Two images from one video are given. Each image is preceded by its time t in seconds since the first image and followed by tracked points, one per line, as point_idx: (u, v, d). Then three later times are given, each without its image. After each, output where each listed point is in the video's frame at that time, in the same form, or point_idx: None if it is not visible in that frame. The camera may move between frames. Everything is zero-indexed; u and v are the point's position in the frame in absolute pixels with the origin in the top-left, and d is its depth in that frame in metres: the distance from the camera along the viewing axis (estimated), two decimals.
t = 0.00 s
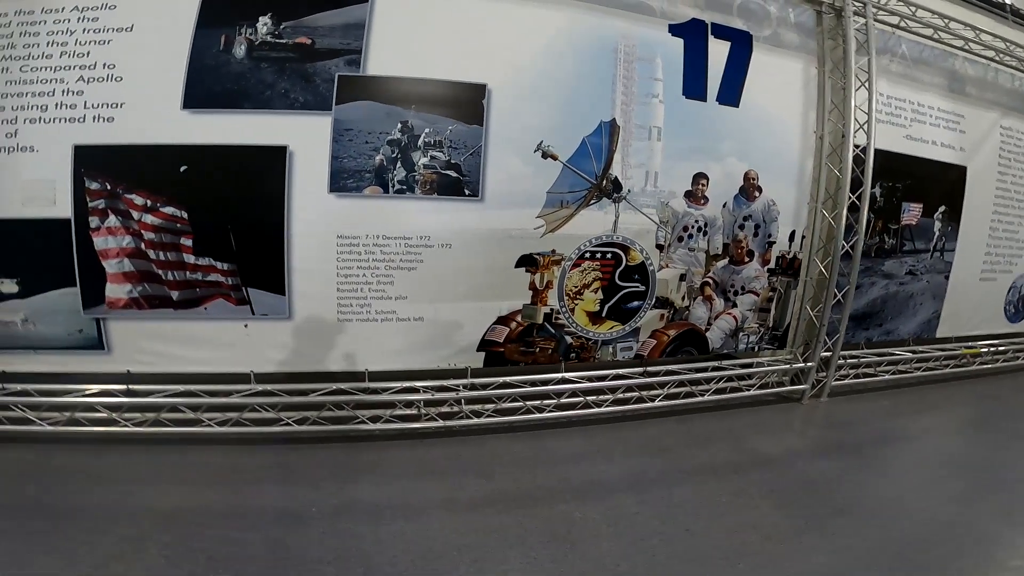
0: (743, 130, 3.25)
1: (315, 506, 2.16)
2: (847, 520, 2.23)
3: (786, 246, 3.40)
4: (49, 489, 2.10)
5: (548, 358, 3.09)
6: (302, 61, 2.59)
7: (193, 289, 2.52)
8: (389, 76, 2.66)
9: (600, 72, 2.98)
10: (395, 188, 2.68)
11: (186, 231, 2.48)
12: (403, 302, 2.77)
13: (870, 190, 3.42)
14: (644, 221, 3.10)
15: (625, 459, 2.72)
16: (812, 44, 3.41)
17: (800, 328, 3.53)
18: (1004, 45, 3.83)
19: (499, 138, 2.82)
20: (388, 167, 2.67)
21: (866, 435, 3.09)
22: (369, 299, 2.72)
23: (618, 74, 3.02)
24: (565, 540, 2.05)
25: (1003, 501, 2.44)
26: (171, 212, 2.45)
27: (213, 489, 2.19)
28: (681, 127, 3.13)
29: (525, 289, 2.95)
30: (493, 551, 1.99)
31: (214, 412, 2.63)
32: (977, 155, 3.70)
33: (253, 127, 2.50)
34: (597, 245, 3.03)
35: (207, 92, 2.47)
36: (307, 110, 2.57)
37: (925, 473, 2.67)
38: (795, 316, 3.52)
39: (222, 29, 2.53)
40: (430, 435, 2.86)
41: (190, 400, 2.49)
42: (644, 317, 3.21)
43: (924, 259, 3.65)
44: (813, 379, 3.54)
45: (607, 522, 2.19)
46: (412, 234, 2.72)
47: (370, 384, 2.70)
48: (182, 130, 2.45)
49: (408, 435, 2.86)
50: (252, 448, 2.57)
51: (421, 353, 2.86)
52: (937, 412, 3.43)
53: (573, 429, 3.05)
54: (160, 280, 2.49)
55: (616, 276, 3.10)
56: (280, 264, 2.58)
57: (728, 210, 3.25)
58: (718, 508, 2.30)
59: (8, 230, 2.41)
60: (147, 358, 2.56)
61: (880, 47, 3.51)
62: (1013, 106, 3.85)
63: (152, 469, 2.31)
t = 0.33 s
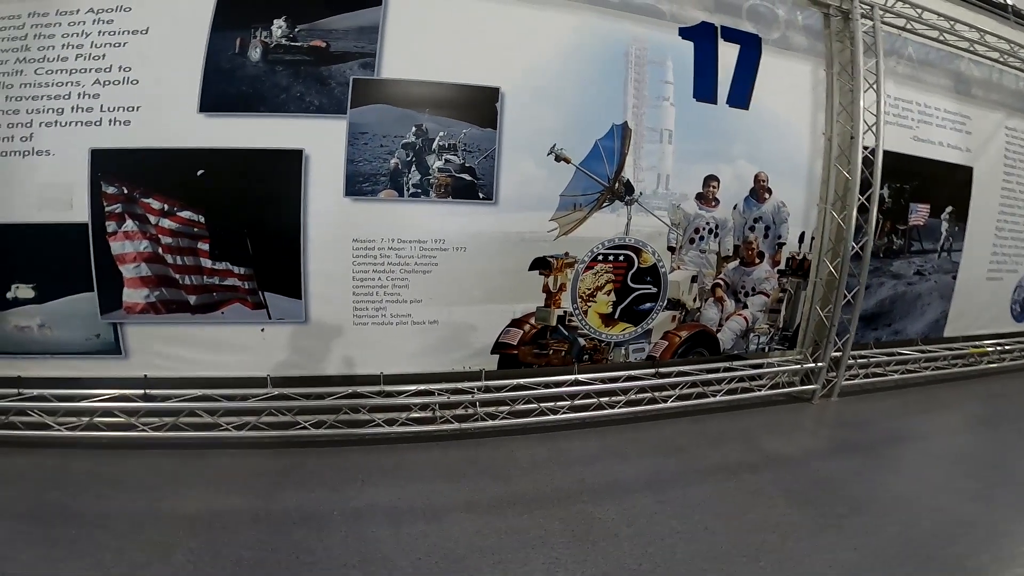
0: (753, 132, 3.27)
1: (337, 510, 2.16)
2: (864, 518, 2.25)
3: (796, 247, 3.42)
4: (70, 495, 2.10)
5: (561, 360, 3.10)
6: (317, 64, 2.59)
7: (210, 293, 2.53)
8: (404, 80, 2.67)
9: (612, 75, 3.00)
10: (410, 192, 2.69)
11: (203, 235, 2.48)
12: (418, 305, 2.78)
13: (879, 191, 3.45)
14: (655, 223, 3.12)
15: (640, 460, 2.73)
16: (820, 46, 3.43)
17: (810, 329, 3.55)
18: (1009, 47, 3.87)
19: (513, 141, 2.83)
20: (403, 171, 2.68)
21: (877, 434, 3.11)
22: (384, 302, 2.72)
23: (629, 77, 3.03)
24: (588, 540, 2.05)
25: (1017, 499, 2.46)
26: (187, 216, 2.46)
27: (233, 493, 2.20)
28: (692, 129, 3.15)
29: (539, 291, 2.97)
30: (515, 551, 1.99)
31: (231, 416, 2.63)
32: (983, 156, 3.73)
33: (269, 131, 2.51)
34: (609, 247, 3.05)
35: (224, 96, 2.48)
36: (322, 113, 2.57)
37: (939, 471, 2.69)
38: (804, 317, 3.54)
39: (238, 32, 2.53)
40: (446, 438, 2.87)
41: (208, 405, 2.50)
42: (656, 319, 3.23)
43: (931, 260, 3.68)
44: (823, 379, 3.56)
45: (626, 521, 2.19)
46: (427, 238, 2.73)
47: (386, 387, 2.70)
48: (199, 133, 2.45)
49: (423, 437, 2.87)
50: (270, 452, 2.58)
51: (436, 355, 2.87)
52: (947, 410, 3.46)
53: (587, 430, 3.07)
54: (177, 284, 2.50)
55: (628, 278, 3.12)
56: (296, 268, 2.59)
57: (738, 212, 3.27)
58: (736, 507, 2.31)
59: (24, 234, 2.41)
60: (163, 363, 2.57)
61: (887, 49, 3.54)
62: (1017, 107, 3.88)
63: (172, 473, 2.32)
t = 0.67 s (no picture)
0: (763, 135, 3.29)
1: (358, 514, 2.17)
2: (881, 517, 2.27)
3: (806, 250, 3.45)
4: (92, 500, 2.10)
5: (575, 362, 3.12)
6: (333, 68, 2.61)
7: (228, 298, 2.54)
8: (419, 84, 2.68)
9: (624, 80, 3.02)
10: (425, 196, 2.70)
11: (221, 240, 2.49)
12: (433, 309, 2.79)
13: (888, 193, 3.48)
14: (667, 226, 3.14)
15: (656, 460, 2.75)
16: (829, 49, 3.46)
17: (820, 330, 3.58)
18: (1014, 49, 3.90)
19: (527, 146, 2.85)
20: (418, 175, 2.69)
21: (889, 434, 3.13)
22: (400, 306, 2.74)
23: (641, 81, 3.05)
24: (610, 540, 2.07)
25: None
26: (205, 221, 2.47)
27: (254, 498, 2.21)
28: (704, 133, 3.17)
29: (552, 294, 2.99)
30: (537, 552, 2.00)
31: (249, 420, 2.65)
32: (989, 158, 3.76)
33: (287, 135, 2.52)
34: (622, 251, 3.07)
35: (241, 100, 2.49)
36: (339, 117, 2.58)
37: (951, 470, 2.71)
38: (814, 318, 3.57)
39: (254, 36, 2.54)
40: (462, 441, 2.89)
41: (226, 410, 2.51)
42: (668, 321, 3.25)
43: (939, 261, 3.72)
44: (833, 380, 3.59)
45: (646, 521, 2.20)
46: (443, 242, 2.75)
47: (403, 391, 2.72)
48: (217, 137, 2.46)
49: (439, 440, 2.88)
50: (288, 456, 2.59)
51: (451, 359, 2.88)
52: (956, 410, 3.48)
53: (601, 432, 3.08)
54: (196, 289, 2.51)
55: (641, 280, 3.14)
56: (314, 272, 2.60)
57: (749, 215, 3.29)
58: (754, 507, 2.32)
59: (42, 238, 2.41)
60: (181, 367, 2.58)
61: (895, 53, 3.57)
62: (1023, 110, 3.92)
63: (192, 478, 2.33)
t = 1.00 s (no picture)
0: (772, 138, 3.32)
1: (379, 515, 2.19)
2: (895, 515, 2.29)
3: (814, 251, 3.48)
4: (114, 504, 2.12)
5: (587, 364, 3.14)
6: (349, 70, 2.62)
7: (245, 301, 2.56)
8: (433, 87, 2.70)
9: (635, 83, 3.04)
10: (440, 199, 2.72)
11: (238, 243, 2.51)
12: (448, 311, 2.81)
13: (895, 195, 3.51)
14: (678, 228, 3.16)
15: (669, 460, 2.77)
16: (836, 53, 3.49)
17: (828, 331, 3.61)
18: (1017, 52, 3.94)
19: (540, 149, 2.87)
20: (433, 178, 2.71)
21: (898, 433, 3.16)
22: (415, 308, 2.76)
23: (652, 85, 3.08)
24: (630, 540, 2.09)
25: None
26: (223, 224, 2.49)
27: (275, 501, 2.22)
28: (713, 136, 3.19)
29: (565, 296, 3.01)
30: (558, 550, 2.01)
31: (266, 422, 2.67)
32: (994, 159, 3.80)
33: (303, 138, 2.54)
34: (633, 253, 3.10)
35: (258, 103, 2.50)
36: (354, 120, 2.60)
37: (962, 469, 2.74)
38: (822, 319, 3.60)
39: (270, 38, 2.55)
40: (476, 442, 2.91)
41: (244, 412, 2.53)
42: (679, 323, 3.27)
43: (945, 262, 3.75)
44: (842, 380, 3.62)
45: (663, 520, 2.22)
46: (457, 245, 2.77)
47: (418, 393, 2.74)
48: (234, 140, 2.47)
49: (454, 442, 2.91)
50: (305, 458, 2.61)
51: (465, 361, 2.90)
52: (964, 409, 3.52)
53: (614, 433, 3.11)
54: (213, 292, 2.53)
55: (652, 282, 3.16)
56: (330, 276, 2.62)
57: (759, 217, 3.32)
58: (769, 505, 2.35)
59: (60, 242, 2.42)
60: (199, 371, 2.59)
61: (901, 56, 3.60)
62: None
63: (212, 481, 2.34)
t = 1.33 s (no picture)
0: (779, 139, 3.35)
1: (397, 515, 2.21)
2: (905, 512, 2.32)
3: (821, 252, 3.51)
4: (135, 505, 2.14)
5: (598, 364, 3.16)
6: (363, 73, 2.64)
7: (261, 302, 2.58)
8: (446, 90, 2.73)
9: (645, 86, 3.07)
10: (453, 201, 2.75)
11: (254, 245, 2.53)
12: (461, 312, 2.83)
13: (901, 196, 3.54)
14: (687, 229, 3.19)
15: (681, 459, 2.80)
16: (842, 55, 3.52)
17: (835, 330, 3.64)
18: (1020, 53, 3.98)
19: (551, 151, 2.89)
20: (446, 180, 2.73)
21: (906, 431, 3.19)
22: (429, 309, 2.78)
23: (661, 87, 3.10)
24: (646, 537, 2.11)
25: None
26: (240, 226, 2.50)
27: (293, 501, 2.25)
28: (722, 138, 3.22)
29: (576, 297, 3.04)
30: (575, 548, 2.04)
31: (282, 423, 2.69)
32: (998, 160, 3.83)
33: (318, 141, 2.56)
34: (643, 254, 3.12)
35: (274, 105, 2.52)
36: (368, 122, 2.62)
37: (969, 467, 2.78)
38: (829, 319, 3.63)
39: (285, 41, 2.57)
40: (489, 442, 2.93)
41: (260, 414, 2.55)
42: (688, 323, 3.30)
43: (950, 262, 3.79)
44: (849, 379, 3.65)
45: (678, 518, 2.25)
46: (470, 246, 2.79)
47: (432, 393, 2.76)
48: (250, 141, 2.49)
49: (467, 442, 2.93)
50: (320, 459, 2.63)
51: (478, 361, 2.92)
52: (970, 408, 3.55)
53: (624, 432, 3.13)
54: (230, 294, 2.55)
55: (662, 283, 3.19)
56: (345, 277, 2.64)
57: (766, 218, 3.35)
58: (781, 503, 2.38)
59: (78, 244, 2.43)
60: (215, 372, 2.61)
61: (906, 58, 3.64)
62: None
63: (230, 481, 2.37)
